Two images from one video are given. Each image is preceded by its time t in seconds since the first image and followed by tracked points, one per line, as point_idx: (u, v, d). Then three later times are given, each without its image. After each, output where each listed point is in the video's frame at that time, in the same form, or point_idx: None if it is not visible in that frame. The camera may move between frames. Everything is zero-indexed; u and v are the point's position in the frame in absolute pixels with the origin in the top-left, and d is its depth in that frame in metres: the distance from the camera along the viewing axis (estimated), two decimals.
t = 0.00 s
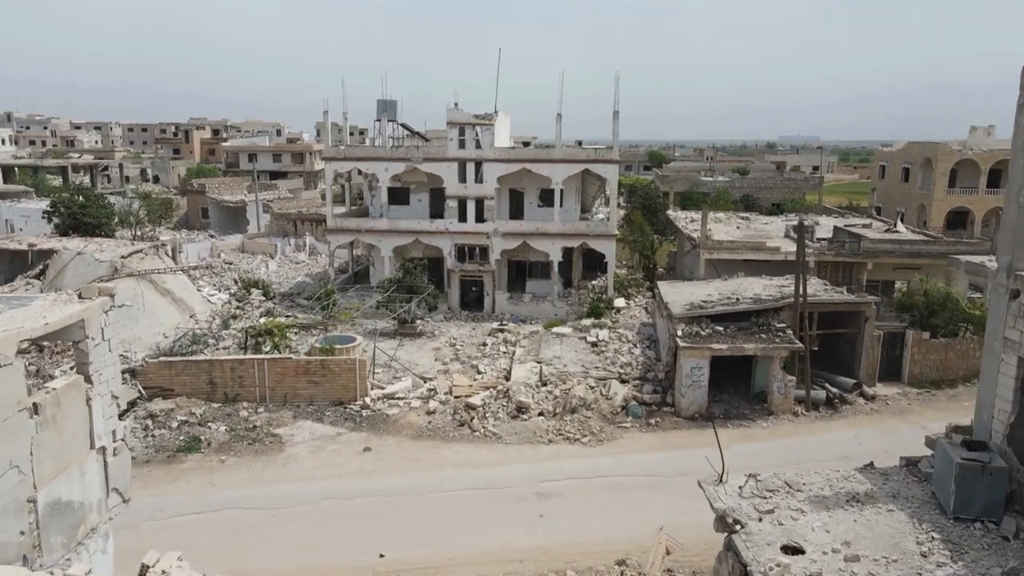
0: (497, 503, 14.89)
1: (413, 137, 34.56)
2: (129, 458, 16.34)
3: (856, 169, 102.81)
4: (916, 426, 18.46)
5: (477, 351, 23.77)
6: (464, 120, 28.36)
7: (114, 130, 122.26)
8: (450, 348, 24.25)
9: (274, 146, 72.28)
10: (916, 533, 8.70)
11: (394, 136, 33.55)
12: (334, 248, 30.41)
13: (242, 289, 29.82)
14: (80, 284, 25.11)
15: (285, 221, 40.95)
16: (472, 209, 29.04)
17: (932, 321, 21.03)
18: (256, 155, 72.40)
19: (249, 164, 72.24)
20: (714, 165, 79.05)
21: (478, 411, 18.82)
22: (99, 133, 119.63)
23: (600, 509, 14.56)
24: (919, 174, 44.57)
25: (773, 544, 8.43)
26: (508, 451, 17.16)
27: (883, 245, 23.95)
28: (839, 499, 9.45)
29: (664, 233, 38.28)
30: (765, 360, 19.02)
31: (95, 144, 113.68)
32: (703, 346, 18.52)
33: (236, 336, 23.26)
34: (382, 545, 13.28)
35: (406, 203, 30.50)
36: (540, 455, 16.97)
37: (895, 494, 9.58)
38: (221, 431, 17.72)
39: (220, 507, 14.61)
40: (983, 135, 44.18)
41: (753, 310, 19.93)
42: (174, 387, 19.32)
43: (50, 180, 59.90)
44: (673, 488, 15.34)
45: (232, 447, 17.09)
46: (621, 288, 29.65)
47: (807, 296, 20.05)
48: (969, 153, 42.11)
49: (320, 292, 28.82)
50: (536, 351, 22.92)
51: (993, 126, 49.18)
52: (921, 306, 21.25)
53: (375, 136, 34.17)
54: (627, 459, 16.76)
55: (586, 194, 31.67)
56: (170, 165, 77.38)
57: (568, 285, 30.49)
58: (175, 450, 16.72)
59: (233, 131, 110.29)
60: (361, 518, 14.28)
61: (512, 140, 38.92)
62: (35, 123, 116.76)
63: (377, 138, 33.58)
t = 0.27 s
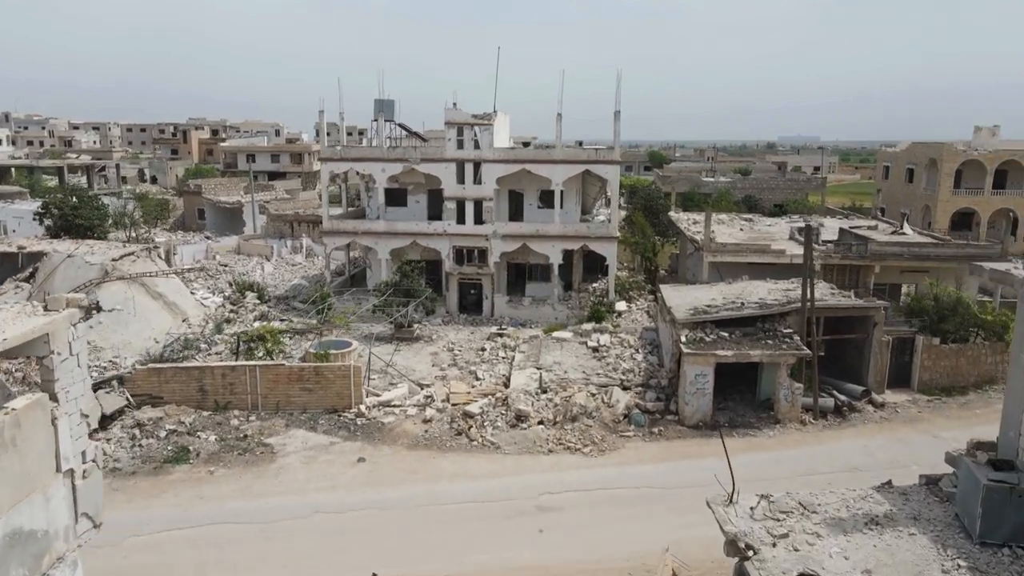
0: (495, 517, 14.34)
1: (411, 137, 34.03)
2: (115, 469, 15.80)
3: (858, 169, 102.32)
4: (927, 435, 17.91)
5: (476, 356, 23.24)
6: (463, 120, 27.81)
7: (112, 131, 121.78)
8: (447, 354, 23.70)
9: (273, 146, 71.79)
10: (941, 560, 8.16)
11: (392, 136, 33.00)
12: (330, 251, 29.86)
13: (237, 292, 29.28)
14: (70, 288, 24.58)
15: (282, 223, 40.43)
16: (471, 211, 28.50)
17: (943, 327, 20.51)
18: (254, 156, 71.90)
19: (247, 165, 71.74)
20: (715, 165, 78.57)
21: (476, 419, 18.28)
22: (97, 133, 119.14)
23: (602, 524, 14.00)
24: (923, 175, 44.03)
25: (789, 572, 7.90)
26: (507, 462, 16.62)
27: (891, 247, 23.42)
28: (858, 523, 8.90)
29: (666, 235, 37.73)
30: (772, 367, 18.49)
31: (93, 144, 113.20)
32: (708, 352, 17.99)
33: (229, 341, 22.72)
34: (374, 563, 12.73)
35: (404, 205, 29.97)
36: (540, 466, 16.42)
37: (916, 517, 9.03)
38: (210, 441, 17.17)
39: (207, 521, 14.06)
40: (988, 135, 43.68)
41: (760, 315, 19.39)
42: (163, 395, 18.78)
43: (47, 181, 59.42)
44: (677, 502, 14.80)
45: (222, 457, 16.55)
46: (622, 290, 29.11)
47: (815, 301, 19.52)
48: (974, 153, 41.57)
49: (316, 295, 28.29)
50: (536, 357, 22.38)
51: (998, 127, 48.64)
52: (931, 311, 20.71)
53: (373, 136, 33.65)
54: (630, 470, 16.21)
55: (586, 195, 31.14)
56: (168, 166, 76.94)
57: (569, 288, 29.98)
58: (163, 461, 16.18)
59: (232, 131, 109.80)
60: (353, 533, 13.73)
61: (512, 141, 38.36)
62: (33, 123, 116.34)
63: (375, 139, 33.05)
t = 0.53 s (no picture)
0: (493, 533, 13.78)
1: (408, 137, 33.48)
2: (99, 482, 15.25)
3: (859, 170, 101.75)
4: (939, 445, 17.36)
5: (474, 362, 22.68)
6: (461, 120, 27.28)
7: (111, 131, 121.22)
8: (445, 359, 23.15)
9: (271, 146, 71.25)
10: None
11: (389, 137, 32.45)
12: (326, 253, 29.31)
13: (231, 295, 28.72)
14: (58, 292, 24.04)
15: (278, 224, 39.87)
16: (470, 212, 27.95)
17: (954, 332, 19.90)
18: (252, 156, 71.35)
19: (245, 165, 71.19)
20: (716, 165, 78.02)
21: (474, 429, 17.73)
22: (95, 133, 118.59)
23: (604, 540, 13.44)
24: (928, 176, 43.46)
25: None
26: (506, 474, 16.07)
27: (900, 251, 22.86)
28: (878, 548, 8.35)
29: (667, 237, 37.18)
30: (778, 375, 17.95)
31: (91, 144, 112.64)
32: (713, 360, 17.44)
33: (221, 347, 22.18)
34: None
35: (401, 207, 29.42)
36: (540, 478, 15.86)
37: (940, 542, 8.48)
38: (199, 451, 16.62)
39: (193, 536, 13.52)
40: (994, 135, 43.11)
41: (766, 321, 18.84)
42: (151, 403, 18.22)
43: (42, 181, 58.84)
44: (683, 516, 14.23)
45: (210, 468, 15.99)
46: (624, 293, 28.57)
47: (823, 306, 18.96)
48: (980, 154, 41.02)
49: (311, 299, 27.74)
50: (535, 362, 21.84)
51: (1003, 127, 48.08)
52: (942, 316, 20.10)
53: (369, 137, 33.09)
54: (633, 482, 15.65)
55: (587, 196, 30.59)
56: (165, 166, 76.39)
57: (569, 291, 29.44)
58: (149, 473, 15.63)
59: (231, 131, 109.25)
60: (344, 549, 13.18)
61: (511, 142, 37.82)
62: (31, 124, 115.81)
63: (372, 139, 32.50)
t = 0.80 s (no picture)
0: (490, 549, 13.22)
1: (405, 137, 32.92)
2: (82, 495, 14.72)
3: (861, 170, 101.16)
4: (952, 454, 16.80)
5: (472, 367, 22.13)
6: (459, 119, 26.72)
7: (109, 131, 120.69)
8: (443, 364, 22.59)
9: (269, 147, 70.70)
10: None
11: (386, 137, 31.90)
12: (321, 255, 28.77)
13: (225, 299, 28.17)
14: (47, 295, 23.51)
15: (274, 225, 39.33)
16: (468, 214, 27.40)
17: (966, 338, 19.35)
18: (250, 157, 70.80)
19: (243, 166, 70.62)
20: (718, 166, 77.42)
21: (471, 438, 17.18)
22: (94, 134, 118.03)
23: (607, 556, 12.90)
24: (933, 176, 42.90)
25: None
26: (504, 485, 15.51)
27: (908, 253, 22.31)
28: None
29: (669, 238, 36.63)
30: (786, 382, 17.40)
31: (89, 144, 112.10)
32: (718, 367, 16.88)
33: (213, 352, 21.64)
34: None
35: (398, 208, 28.86)
36: (539, 491, 15.30)
37: (967, 570, 7.95)
38: (187, 462, 16.07)
39: (177, 554, 12.98)
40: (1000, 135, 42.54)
41: (772, 327, 18.29)
42: (139, 411, 17.67)
43: (37, 182, 58.28)
44: (688, 531, 13.68)
45: (198, 480, 15.44)
46: (625, 296, 28.01)
47: (831, 312, 18.40)
48: (986, 154, 40.47)
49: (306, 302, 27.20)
50: (535, 368, 21.28)
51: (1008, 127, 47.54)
52: (953, 321, 19.55)
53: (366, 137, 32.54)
54: (636, 495, 15.09)
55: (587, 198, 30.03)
56: (162, 166, 75.84)
57: (569, 294, 28.89)
58: (134, 485, 15.08)
59: (229, 131, 108.68)
60: (335, 567, 12.64)
61: (511, 142, 37.25)
62: (29, 124, 115.27)
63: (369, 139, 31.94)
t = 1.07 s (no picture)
0: (488, 568, 12.65)
1: (403, 137, 32.35)
2: (63, 509, 14.15)
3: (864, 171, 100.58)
4: (966, 465, 16.22)
5: (470, 373, 21.56)
6: (457, 119, 26.12)
7: (108, 131, 120.12)
8: (440, 370, 22.02)
9: (267, 146, 70.12)
10: None
11: (384, 137, 31.31)
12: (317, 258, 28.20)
13: (218, 301, 27.60)
14: (35, 299, 22.95)
15: (270, 227, 38.76)
16: (467, 216, 26.82)
17: (979, 344, 18.72)
18: (247, 157, 70.21)
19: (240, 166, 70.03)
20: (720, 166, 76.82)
21: (469, 448, 16.60)
22: (92, 133, 117.45)
23: None
24: (938, 176, 42.33)
25: None
26: (503, 499, 14.93)
27: (918, 256, 21.73)
28: None
29: (671, 240, 36.05)
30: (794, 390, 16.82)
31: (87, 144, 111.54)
32: (724, 376, 16.29)
33: (204, 358, 21.06)
34: None
35: (395, 210, 28.29)
36: (539, 504, 14.72)
37: None
38: (174, 474, 15.49)
39: (161, 573, 12.43)
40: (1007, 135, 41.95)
41: (780, 333, 17.71)
42: (125, 420, 17.09)
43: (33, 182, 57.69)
44: (695, 549, 13.11)
45: (185, 493, 14.86)
46: (627, 299, 27.43)
47: (841, 318, 17.81)
48: (992, 154, 39.89)
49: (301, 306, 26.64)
50: (535, 375, 20.71)
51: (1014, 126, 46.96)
52: (966, 327, 18.93)
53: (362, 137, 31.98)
54: (640, 509, 14.51)
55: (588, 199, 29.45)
56: (160, 166, 75.25)
57: (570, 297, 28.31)
58: (118, 499, 14.51)
59: (228, 131, 108.09)
60: None
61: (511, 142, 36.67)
62: (27, 124, 114.73)
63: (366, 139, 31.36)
